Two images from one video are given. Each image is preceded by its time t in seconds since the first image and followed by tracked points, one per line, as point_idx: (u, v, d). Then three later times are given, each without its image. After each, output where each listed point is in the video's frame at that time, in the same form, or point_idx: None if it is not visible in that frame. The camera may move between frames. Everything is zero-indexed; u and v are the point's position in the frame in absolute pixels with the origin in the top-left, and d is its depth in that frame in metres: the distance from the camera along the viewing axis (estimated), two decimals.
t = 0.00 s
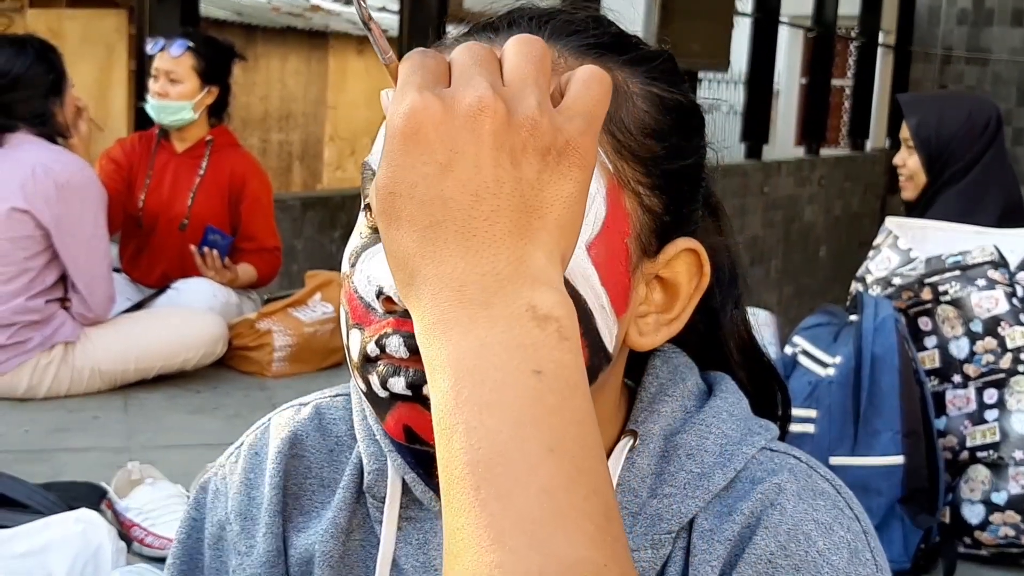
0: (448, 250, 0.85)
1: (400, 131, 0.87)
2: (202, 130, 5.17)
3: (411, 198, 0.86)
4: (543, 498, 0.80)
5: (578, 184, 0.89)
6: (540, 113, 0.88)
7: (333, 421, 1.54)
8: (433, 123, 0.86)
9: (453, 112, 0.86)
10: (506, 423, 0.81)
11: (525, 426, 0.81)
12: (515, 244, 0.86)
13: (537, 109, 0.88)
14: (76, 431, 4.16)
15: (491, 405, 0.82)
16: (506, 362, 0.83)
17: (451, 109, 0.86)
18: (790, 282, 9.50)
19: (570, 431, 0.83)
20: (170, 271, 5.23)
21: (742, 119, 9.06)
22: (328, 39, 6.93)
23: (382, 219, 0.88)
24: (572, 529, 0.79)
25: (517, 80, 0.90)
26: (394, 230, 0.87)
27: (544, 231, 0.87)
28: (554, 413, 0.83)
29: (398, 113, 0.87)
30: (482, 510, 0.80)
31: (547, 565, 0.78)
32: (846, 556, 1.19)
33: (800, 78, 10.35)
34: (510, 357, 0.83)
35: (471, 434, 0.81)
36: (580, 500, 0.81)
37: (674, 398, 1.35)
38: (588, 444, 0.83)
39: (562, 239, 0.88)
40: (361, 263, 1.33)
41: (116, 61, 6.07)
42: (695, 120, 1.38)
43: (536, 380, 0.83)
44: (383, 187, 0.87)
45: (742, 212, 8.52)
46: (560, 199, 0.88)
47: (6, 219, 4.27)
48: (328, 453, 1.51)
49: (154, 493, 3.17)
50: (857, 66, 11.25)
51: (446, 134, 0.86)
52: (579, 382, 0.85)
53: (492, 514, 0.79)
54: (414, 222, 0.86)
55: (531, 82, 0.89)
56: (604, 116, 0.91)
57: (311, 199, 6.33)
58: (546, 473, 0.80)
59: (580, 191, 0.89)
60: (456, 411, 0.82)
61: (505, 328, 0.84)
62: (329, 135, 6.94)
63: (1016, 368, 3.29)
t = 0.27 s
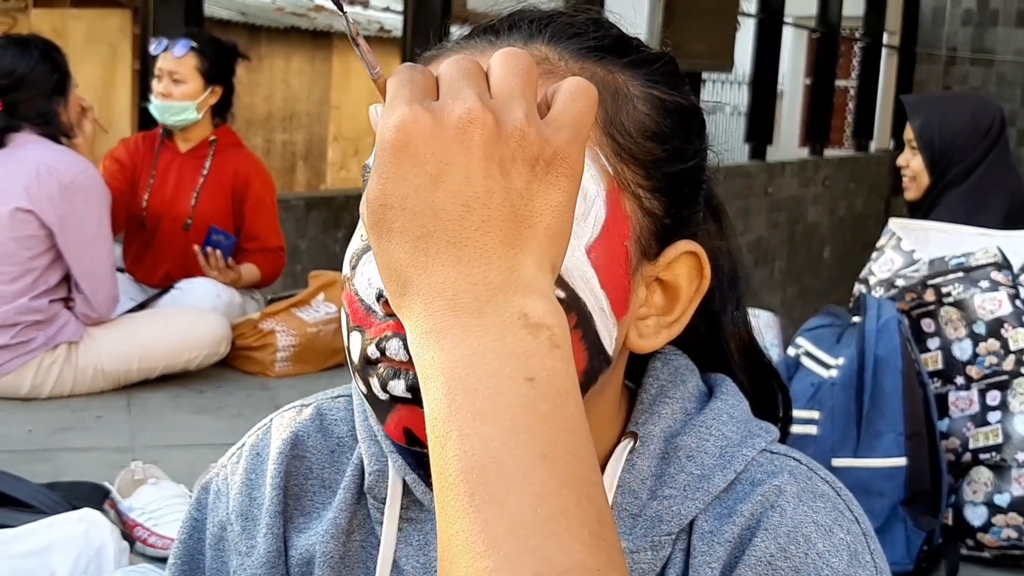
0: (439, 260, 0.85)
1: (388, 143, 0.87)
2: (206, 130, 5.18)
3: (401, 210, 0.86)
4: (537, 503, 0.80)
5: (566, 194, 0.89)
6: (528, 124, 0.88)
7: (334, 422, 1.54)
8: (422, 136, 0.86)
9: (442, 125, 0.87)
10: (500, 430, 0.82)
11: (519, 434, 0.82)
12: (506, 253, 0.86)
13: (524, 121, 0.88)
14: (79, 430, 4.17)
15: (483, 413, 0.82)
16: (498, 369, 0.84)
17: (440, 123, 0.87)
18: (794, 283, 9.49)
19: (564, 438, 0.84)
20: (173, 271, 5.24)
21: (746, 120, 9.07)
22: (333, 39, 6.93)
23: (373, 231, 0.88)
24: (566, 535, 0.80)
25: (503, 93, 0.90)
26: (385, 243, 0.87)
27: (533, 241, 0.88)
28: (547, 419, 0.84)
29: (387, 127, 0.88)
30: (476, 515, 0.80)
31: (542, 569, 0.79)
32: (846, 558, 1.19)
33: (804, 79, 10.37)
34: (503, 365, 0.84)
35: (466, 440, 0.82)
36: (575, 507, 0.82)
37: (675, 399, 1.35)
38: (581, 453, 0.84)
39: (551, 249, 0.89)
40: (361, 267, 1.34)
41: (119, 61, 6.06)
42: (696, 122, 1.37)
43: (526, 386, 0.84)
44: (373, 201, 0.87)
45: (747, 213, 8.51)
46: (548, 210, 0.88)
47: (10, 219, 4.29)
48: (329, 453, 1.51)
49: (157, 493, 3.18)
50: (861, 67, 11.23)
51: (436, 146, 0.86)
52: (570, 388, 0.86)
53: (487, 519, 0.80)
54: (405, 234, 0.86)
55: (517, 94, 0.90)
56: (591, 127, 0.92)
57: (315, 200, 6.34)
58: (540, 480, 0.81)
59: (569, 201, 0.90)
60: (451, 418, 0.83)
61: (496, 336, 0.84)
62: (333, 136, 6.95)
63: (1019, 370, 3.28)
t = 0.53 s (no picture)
0: (456, 257, 0.87)
1: (406, 140, 0.88)
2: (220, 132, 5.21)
3: (419, 207, 0.87)
4: (551, 500, 0.81)
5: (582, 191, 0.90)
6: (545, 122, 0.89)
7: (346, 423, 1.55)
8: (440, 133, 0.87)
9: (460, 121, 0.88)
10: (515, 428, 0.83)
11: (534, 431, 0.83)
12: (522, 250, 0.87)
13: (542, 118, 0.89)
14: (94, 432, 4.19)
15: (498, 410, 0.83)
16: (514, 367, 0.84)
17: (458, 120, 0.87)
18: (809, 285, 9.46)
19: (577, 435, 0.84)
20: (188, 274, 5.26)
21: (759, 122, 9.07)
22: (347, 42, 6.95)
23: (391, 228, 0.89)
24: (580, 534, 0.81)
25: (522, 89, 0.91)
26: (404, 240, 0.88)
27: (548, 239, 0.89)
28: (563, 417, 0.84)
29: (405, 124, 0.88)
30: (490, 512, 0.81)
31: (556, 566, 0.79)
32: (857, 560, 1.19)
33: (818, 81, 10.35)
34: (519, 362, 0.85)
35: (480, 438, 0.83)
36: (589, 506, 0.82)
37: (686, 402, 1.35)
38: (596, 451, 0.85)
39: (567, 245, 0.90)
40: (373, 270, 1.34)
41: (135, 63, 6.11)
42: (707, 126, 1.37)
43: (542, 385, 0.84)
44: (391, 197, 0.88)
45: (761, 216, 8.49)
46: (565, 206, 0.89)
47: (26, 222, 4.34)
48: (341, 455, 1.52)
49: (172, 494, 3.20)
50: (875, 69, 11.20)
51: (454, 143, 0.87)
52: (584, 385, 0.87)
53: (501, 516, 0.81)
54: (423, 232, 0.87)
55: (537, 91, 0.91)
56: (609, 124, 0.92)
57: (329, 202, 6.36)
58: (555, 477, 0.82)
59: (585, 197, 0.91)
60: (466, 415, 0.84)
61: (511, 333, 0.85)
62: (347, 138, 6.97)
63: None
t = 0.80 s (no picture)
0: (473, 277, 0.86)
1: (424, 159, 0.88)
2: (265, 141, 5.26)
3: (436, 226, 0.87)
4: (563, 522, 0.81)
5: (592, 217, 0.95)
6: (563, 142, 0.89)
7: (374, 436, 1.56)
8: (459, 152, 0.87)
9: (478, 141, 0.88)
10: (528, 449, 0.83)
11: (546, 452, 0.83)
12: (539, 272, 0.87)
13: (560, 138, 0.89)
14: (139, 438, 4.25)
15: (510, 431, 0.83)
16: (528, 388, 0.84)
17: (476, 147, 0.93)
18: (858, 292, 9.35)
19: (592, 456, 0.85)
20: (232, 281, 5.33)
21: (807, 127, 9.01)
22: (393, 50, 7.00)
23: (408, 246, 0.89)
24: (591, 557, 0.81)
25: (539, 110, 0.91)
26: (420, 259, 0.88)
27: (565, 259, 0.88)
28: (575, 438, 0.84)
29: (422, 142, 0.88)
30: (502, 534, 0.81)
31: None
32: None
33: (868, 86, 10.25)
34: (533, 385, 0.84)
35: (495, 454, 0.83)
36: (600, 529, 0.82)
37: (711, 417, 1.34)
38: (610, 473, 0.85)
39: (585, 264, 0.89)
40: (395, 286, 1.36)
41: (184, 71, 6.22)
42: (732, 141, 1.37)
43: (557, 407, 0.84)
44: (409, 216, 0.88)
45: (808, 222, 8.40)
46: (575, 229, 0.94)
47: (73, 231, 4.40)
48: (368, 468, 1.53)
49: (214, 501, 3.24)
50: (926, 73, 11.07)
51: (473, 163, 0.87)
52: (598, 406, 0.87)
53: (513, 539, 0.81)
54: (440, 251, 0.87)
55: (555, 111, 0.91)
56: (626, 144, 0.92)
57: (373, 209, 6.40)
58: (566, 501, 0.82)
59: (600, 219, 0.90)
60: (480, 436, 0.84)
61: (526, 351, 0.85)
62: (392, 145, 7.01)
63: None
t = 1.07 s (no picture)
0: (429, 334, 0.86)
1: (382, 214, 0.88)
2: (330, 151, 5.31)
3: (392, 283, 0.87)
4: None
5: (559, 265, 0.90)
6: (523, 196, 0.89)
7: (384, 470, 1.55)
8: (414, 208, 0.87)
9: (434, 198, 0.88)
10: (475, 512, 0.82)
11: (495, 515, 0.82)
12: (495, 328, 0.87)
13: (518, 190, 0.89)
14: (206, 448, 4.33)
15: (459, 494, 0.83)
16: (480, 450, 0.84)
17: (432, 196, 0.88)
18: (946, 283, 9.12)
19: (541, 517, 0.84)
20: (300, 290, 5.39)
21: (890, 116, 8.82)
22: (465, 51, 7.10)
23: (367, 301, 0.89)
24: None
25: (501, 162, 0.91)
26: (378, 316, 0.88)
27: (524, 312, 0.88)
28: (526, 501, 0.83)
29: (380, 196, 0.89)
30: None
31: None
32: None
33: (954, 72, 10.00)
34: (485, 444, 0.84)
35: (444, 521, 0.82)
36: None
37: (719, 451, 1.31)
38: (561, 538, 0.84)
39: (547, 317, 0.89)
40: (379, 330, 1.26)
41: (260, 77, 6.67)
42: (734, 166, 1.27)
43: (508, 469, 0.84)
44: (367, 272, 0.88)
45: (893, 213, 8.22)
46: (540, 278, 0.88)
47: (141, 244, 4.48)
48: (377, 503, 1.52)
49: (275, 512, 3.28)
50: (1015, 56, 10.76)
51: (428, 218, 0.87)
52: (551, 464, 0.86)
53: None
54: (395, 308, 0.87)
55: (517, 162, 0.91)
56: (587, 193, 0.92)
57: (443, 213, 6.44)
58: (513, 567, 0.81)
59: (564, 269, 0.90)
60: (430, 499, 0.83)
61: (478, 411, 0.85)
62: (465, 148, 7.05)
63: None
